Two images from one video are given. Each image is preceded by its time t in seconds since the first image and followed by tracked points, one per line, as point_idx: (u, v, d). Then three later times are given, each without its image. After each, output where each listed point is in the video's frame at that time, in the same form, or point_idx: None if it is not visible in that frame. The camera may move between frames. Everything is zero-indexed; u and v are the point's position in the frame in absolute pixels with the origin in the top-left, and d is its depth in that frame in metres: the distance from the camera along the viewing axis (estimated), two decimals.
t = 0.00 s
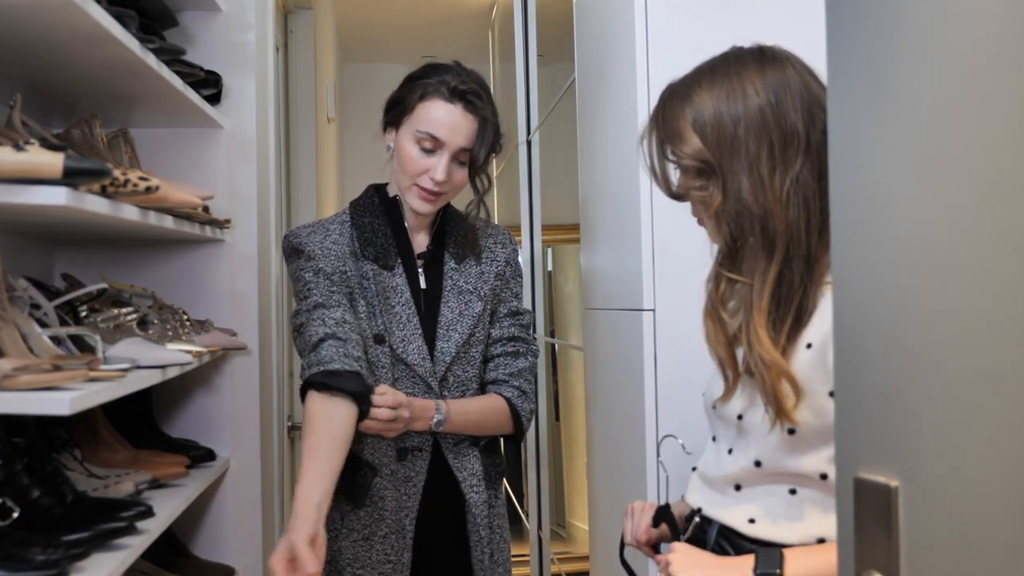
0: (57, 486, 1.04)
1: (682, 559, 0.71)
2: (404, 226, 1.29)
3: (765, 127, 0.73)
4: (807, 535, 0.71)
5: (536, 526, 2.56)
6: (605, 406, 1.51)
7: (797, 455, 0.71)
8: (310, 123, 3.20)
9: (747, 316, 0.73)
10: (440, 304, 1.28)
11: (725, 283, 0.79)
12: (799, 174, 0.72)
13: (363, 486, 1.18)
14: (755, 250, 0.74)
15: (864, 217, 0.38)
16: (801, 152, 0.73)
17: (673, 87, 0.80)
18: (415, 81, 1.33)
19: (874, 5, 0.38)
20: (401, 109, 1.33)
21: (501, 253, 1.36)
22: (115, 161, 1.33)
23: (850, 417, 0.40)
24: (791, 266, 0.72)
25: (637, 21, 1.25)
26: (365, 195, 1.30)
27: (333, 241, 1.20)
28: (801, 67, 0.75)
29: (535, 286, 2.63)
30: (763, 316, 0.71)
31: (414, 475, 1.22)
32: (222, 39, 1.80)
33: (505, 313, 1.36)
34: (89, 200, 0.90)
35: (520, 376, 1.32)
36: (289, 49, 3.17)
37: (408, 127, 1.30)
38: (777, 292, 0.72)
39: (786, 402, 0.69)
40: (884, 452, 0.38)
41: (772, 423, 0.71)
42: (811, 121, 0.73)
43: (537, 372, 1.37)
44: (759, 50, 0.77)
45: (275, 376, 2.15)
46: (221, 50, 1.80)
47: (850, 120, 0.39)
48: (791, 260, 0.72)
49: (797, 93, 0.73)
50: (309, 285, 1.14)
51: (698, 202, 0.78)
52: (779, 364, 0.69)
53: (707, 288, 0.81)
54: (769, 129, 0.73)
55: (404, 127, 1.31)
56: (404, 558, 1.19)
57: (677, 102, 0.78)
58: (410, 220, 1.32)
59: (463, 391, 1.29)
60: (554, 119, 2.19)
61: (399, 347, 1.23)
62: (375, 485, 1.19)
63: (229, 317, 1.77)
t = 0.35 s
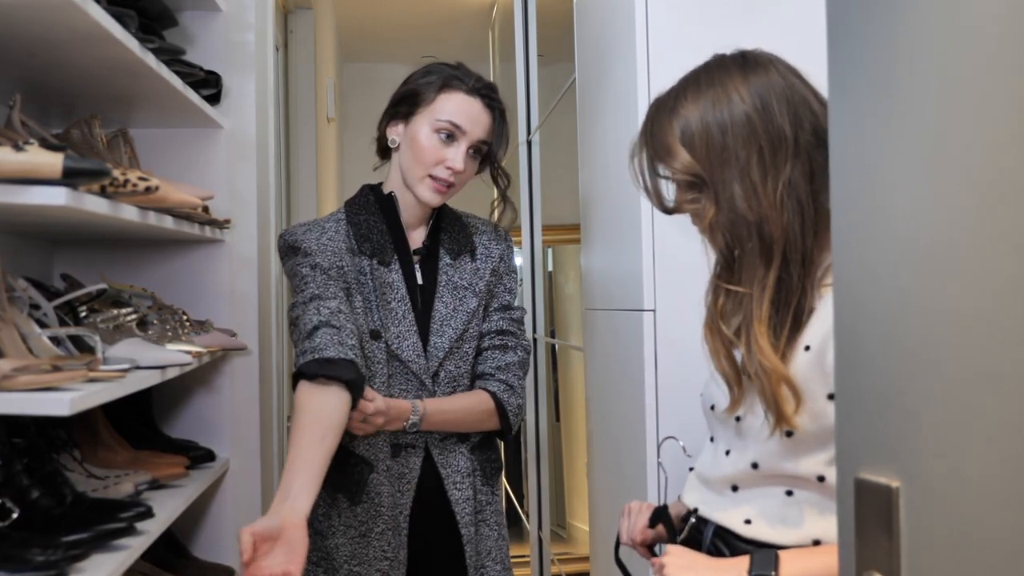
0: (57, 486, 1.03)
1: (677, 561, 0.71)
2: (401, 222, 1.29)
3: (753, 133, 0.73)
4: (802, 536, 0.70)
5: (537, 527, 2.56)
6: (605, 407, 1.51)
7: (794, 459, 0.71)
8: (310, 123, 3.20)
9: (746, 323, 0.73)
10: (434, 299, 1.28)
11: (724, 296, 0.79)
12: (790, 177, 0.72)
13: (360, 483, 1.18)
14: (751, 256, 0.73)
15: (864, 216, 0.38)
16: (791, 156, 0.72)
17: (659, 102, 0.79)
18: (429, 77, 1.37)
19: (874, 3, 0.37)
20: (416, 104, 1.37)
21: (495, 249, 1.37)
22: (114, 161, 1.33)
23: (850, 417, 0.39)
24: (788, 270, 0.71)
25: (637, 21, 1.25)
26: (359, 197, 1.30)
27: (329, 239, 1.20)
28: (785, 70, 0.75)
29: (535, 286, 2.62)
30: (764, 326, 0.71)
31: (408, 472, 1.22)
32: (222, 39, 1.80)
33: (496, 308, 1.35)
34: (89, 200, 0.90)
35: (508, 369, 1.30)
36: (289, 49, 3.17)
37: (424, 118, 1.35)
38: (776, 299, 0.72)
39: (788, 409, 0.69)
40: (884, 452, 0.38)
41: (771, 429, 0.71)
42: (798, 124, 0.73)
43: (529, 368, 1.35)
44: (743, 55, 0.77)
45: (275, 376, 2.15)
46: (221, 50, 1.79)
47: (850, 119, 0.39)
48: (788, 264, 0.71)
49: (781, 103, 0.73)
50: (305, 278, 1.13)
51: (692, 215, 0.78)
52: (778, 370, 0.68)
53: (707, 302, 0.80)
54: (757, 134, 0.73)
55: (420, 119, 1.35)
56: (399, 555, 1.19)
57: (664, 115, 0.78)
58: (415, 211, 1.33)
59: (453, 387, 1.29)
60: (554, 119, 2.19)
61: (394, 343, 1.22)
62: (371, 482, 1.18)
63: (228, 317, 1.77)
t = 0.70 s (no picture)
0: (56, 487, 1.03)
1: (675, 563, 0.71)
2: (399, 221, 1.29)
3: (749, 133, 0.72)
4: (800, 536, 0.70)
5: (536, 528, 2.56)
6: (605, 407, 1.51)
7: (790, 460, 0.71)
8: (310, 123, 3.20)
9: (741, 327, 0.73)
10: (431, 297, 1.28)
11: (717, 296, 0.80)
12: (786, 180, 0.71)
13: (353, 481, 1.17)
14: (746, 258, 0.73)
15: (864, 216, 0.38)
16: (787, 157, 0.72)
17: (655, 101, 0.79)
18: (421, 74, 1.40)
19: (872, 2, 0.37)
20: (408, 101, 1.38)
21: (494, 250, 1.36)
22: (114, 161, 1.32)
23: (850, 417, 0.39)
24: (783, 274, 0.71)
25: (637, 21, 1.25)
26: (358, 195, 1.30)
27: (329, 237, 1.20)
28: (782, 70, 0.74)
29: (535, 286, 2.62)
30: (757, 328, 0.71)
31: (401, 471, 1.22)
32: (222, 39, 1.80)
33: (492, 306, 1.35)
34: (89, 200, 0.90)
35: (499, 368, 1.30)
36: (289, 49, 3.17)
37: (415, 112, 1.35)
38: (770, 302, 0.72)
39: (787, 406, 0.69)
40: (883, 452, 0.38)
41: (767, 430, 0.71)
42: (795, 125, 0.72)
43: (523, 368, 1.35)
44: (740, 56, 0.77)
45: (275, 376, 2.14)
46: (220, 51, 1.79)
47: (849, 118, 0.39)
48: (783, 267, 0.71)
49: (778, 105, 0.73)
50: (305, 275, 1.14)
51: (687, 217, 0.78)
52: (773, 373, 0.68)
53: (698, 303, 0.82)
54: (753, 135, 0.72)
55: (411, 113, 1.36)
56: (393, 553, 1.19)
57: (660, 116, 0.77)
58: (406, 206, 1.32)
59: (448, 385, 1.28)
60: (555, 120, 2.19)
61: (391, 342, 1.22)
62: (365, 480, 1.18)
63: (228, 317, 1.77)
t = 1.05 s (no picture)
0: (55, 488, 1.03)
1: (676, 566, 0.71)
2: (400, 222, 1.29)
3: (745, 135, 0.71)
4: (803, 537, 0.70)
5: (537, 528, 2.56)
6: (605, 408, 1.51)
7: (788, 462, 0.71)
8: (310, 123, 3.20)
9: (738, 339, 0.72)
10: (431, 298, 1.28)
11: (713, 303, 0.82)
12: (785, 189, 0.70)
13: (357, 481, 1.17)
14: (745, 271, 0.73)
15: (865, 216, 0.38)
16: (786, 164, 0.71)
17: (653, 100, 0.78)
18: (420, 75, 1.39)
19: (872, 2, 0.37)
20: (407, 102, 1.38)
21: (494, 250, 1.36)
22: (114, 161, 1.32)
23: (851, 417, 0.39)
24: (781, 281, 0.70)
25: (638, 21, 1.25)
26: (358, 196, 1.30)
27: (330, 237, 1.20)
28: (781, 71, 0.74)
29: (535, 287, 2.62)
30: (754, 337, 0.71)
31: (403, 471, 1.21)
32: (222, 39, 1.79)
33: (492, 305, 1.35)
34: (88, 201, 0.90)
35: (502, 366, 1.30)
36: (289, 49, 3.17)
37: (414, 113, 1.35)
38: (767, 310, 0.71)
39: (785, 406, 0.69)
40: (886, 452, 0.37)
41: (765, 437, 0.71)
42: (794, 129, 0.71)
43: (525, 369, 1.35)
44: (739, 56, 0.76)
45: (275, 376, 2.14)
46: (220, 51, 1.79)
47: (852, 118, 0.39)
48: (781, 276, 0.70)
49: (777, 110, 0.71)
50: (308, 275, 1.14)
51: (683, 222, 0.77)
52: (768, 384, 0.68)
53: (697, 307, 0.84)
54: (750, 138, 0.71)
55: (410, 113, 1.36)
56: (396, 554, 1.19)
57: (659, 115, 0.76)
58: (406, 206, 1.32)
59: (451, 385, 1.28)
60: (555, 120, 2.19)
61: (392, 342, 1.22)
62: (369, 479, 1.18)
63: (228, 318, 1.77)
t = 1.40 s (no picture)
0: (55, 489, 1.03)
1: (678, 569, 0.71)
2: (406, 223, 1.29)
3: (743, 143, 0.71)
4: (805, 538, 0.70)
5: (538, 529, 2.56)
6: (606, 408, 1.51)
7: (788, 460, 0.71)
8: (310, 124, 3.20)
9: (734, 347, 0.72)
10: (436, 297, 1.28)
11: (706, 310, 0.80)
12: (783, 203, 0.69)
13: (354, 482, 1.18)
14: (739, 277, 0.72)
15: (865, 216, 0.38)
16: (786, 175, 0.70)
17: (654, 102, 0.78)
18: (426, 75, 1.37)
19: (872, 3, 0.37)
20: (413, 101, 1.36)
21: (500, 250, 1.36)
22: (113, 162, 1.32)
23: (854, 419, 0.39)
24: (779, 294, 0.70)
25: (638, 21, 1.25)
26: (365, 197, 1.30)
27: (338, 238, 1.20)
28: (782, 75, 0.73)
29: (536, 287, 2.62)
30: (751, 348, 0.70)
31: (406, 471, 1.21)
32: (222, 39, 1.79)
33: (497, 305, 1.35)
34: (88, 201, 0.90)
35: (507, 364, 1.29)
36: (289, 50, 3.17)
37: (420, 113, 1.34)
38: (765, 322, 0.70)
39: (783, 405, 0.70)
40: (889, 454, 0.37)
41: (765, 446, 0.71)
42: (796, 139, 0.70)
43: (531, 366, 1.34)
44: (742, 58, 0.76)
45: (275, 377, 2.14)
46: (220, 51, 1.79)
47: (853, 118, 0.39)
48: (779, 287, 0.70)
49: (778, 117, 0.71)
50: (317, 278, 1.14)
51: (683, 228, 0.78)
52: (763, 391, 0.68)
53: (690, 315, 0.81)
54: (751, 147, 0.71)
55: (416, 114, 1.35)
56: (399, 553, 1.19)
57: (659, 119, 0.76)
58: (412, 206, 1.32)
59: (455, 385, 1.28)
60: (555, 120, 2.19)
61: (398, 342, 1.23)
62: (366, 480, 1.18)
63: (228, 318, 1.77)
